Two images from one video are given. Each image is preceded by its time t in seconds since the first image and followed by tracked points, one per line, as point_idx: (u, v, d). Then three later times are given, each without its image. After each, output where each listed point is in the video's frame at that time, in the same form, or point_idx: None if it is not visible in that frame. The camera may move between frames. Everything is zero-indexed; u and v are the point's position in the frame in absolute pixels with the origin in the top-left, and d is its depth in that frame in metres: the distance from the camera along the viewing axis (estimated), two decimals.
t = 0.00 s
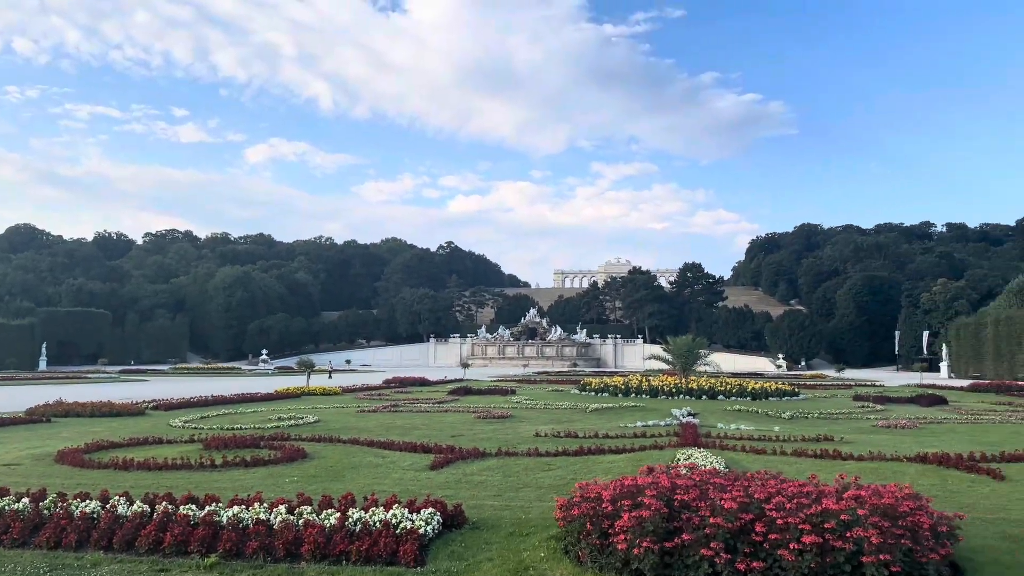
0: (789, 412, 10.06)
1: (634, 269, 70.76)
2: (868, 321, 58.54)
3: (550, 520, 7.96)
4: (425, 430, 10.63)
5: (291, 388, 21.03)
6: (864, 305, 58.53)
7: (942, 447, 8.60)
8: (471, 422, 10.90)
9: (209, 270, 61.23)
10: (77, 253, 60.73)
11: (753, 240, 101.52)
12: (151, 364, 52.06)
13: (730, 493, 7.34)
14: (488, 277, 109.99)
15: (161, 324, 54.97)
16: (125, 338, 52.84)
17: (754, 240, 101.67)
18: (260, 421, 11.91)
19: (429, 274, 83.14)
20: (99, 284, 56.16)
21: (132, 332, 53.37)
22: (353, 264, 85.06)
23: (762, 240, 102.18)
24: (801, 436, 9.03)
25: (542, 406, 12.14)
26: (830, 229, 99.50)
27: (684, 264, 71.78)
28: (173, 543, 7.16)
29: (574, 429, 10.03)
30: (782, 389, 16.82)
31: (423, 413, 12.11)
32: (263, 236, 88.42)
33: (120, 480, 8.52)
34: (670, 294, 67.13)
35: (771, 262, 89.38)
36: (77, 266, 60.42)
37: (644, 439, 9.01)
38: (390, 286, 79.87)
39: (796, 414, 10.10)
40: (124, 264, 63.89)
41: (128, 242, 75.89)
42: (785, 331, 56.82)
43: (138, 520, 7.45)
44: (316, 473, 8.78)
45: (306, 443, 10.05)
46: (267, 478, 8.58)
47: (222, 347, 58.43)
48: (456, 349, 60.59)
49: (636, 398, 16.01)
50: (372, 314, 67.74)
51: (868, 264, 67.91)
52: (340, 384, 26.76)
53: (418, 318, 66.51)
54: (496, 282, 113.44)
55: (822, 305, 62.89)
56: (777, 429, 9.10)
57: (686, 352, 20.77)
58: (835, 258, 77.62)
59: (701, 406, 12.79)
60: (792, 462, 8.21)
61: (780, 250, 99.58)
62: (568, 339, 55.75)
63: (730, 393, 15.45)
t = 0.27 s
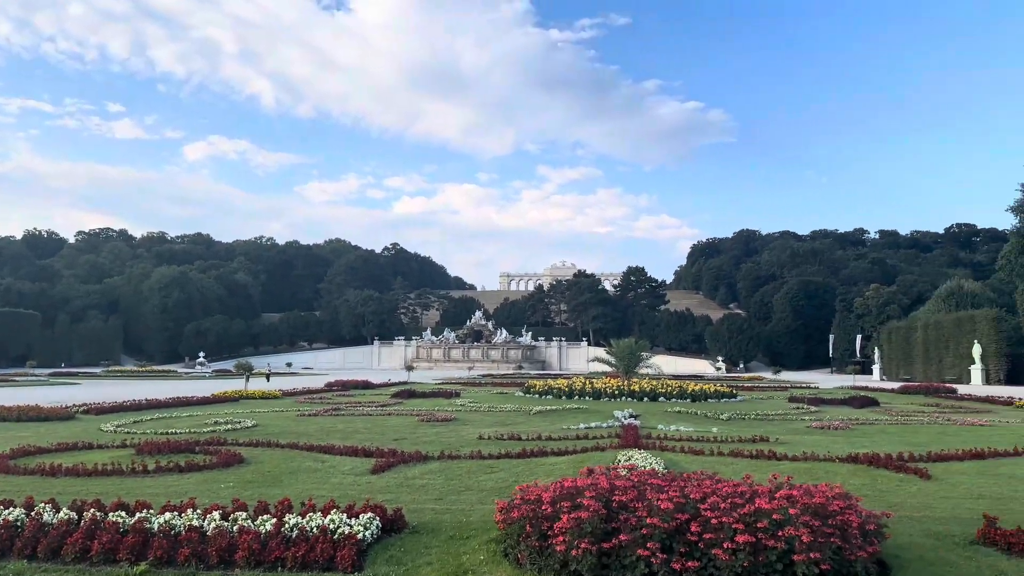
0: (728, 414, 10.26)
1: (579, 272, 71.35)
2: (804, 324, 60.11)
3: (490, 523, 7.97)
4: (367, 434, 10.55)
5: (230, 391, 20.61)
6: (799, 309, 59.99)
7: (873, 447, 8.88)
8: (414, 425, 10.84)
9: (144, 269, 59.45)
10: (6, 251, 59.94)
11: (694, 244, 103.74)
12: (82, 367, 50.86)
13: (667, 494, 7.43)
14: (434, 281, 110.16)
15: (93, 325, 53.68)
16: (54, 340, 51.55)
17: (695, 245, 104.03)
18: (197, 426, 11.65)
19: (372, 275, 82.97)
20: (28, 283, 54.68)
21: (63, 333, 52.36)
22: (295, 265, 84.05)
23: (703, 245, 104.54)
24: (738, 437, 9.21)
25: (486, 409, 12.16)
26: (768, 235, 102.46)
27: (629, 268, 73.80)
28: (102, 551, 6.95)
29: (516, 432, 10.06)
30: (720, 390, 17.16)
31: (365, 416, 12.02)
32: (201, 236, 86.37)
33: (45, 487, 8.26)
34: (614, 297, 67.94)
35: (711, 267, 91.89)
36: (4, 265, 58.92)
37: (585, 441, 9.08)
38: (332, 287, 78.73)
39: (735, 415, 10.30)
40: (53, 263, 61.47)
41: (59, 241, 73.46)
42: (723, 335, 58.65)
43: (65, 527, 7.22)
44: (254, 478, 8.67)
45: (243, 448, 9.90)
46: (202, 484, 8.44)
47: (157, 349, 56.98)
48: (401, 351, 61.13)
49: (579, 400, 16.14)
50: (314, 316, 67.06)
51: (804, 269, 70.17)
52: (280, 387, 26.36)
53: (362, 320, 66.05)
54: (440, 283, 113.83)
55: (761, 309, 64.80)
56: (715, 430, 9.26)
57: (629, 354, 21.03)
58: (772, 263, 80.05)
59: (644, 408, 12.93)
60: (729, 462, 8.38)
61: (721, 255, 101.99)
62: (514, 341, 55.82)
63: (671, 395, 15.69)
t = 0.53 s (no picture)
0: (670, 413, 10.43)
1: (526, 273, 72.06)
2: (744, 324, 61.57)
3: (433, 524, 7.93)
4: (309, 436, 10.40)
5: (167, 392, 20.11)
6: (740, 310, 61.38)
7: (810, 445, 9.12)
8: (358, 427, 10.72)
9: (77, 267, 57.64)
10: None
11: (638, 246, 105.72)
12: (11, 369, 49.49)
13: (608, 492, 7.48)
14: (380, 281, 109.79)
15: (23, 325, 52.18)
16: None
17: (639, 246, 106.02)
18: (131, 428, 11.33)
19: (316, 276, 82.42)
20: None
21: None
22: (235, 264, 82.65)
23: (646, 247, 106.60)
24: (679, 435, 9.36)
25: (431, 409, 12.10)
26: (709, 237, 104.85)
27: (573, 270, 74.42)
28: (29, 558, 6.72)
29: (461, 433, 10.05)
30: (663, 389, 17.43)
31: (308, 417, 11.86)
32: (137, 232, 84.09)
33: None
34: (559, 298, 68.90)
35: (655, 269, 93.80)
36: None
37: (529, 440, 9.12)
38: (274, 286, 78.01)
39: (676, 414, 10.45)
40: None
41: None
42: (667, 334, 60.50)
43: None
44: (190, 482, 8.50)
45: (180, 451, 9.70)
46: (135, 488, 8.24)
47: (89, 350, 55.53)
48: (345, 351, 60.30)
49: (524, 400, 16.20)
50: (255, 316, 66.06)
51: (744, 270, 72.25)
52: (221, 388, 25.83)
53: (305, 320, 65.52)
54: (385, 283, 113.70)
55: (701, 310, 66.42)
56: (657, 429, 9.40)
57: (574, 354, 21.21)
58: (713, 264, 81.89)
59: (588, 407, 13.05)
60: (669, 460, 8.51)
61: (665, 256, 103.85)
62: (460, 342, 55.83)
63: (614, 394, 15.87)
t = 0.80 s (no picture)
0: (613, 410, 10.56)
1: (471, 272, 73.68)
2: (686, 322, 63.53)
3: (375, 525, 7.85)
4: (249, 437, 10.21)
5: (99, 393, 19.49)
6: (682, 309, 63.52)
7: (747, 440, 9.35)
8: (299, 427, 10.56)
9: (5, 263, 55.47)
10: None
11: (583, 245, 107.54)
12: None
13: (550, 491, 7.50)
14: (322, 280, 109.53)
15: None
16: None
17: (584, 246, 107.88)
18: (61, 430, 10.94)
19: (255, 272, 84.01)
20: None
21: None
22: (173, 260, 80.69)
23: (591, 247, 108.29)
24: (622, 432, 9.47)
25: (375, 409, 12.00)
26: (652, 237, 106.84)
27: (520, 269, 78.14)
28: None
29: (405, 432, 9.99)
30: (607, 387, 17.67)
31: (248, 418, 11.63)
32: (70, 229, 81.38)
33: None
34: (506, 297, 69.92)
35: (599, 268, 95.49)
36: None
37: (474, 439, 9.12)
38: (213, 285, 76.50)
39: (619, 411, 10.58)
40: None
41: None
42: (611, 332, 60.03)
43: None
44: (124, 485, 8.25)
45: (113, 453, 9.41)
46: (65, 491, 7.96)
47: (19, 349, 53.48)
48: (287, 351, 59.46)
49: (470, 399, 16.22)
50: (192, 314, 64.55)
51: (686, 270, 74.04)
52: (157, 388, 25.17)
53: (245, 318, 64.26)
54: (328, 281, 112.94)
55: (644, 309, 68.61)
56: (601, 426, 9.50)
57: (519, 353, 21.39)
58: (656, 264, 83.09)
59: (533, 405, 13.13)
60: (612, 457, 8.62)
61: (608, 256, 105.58)
62: (405, 341, 55.77)
63: (560, 392, 16.00)
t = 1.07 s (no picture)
0: (557, 407, 10.61)
1: (416, 269, 74.51)
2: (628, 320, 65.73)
3: (315, 526, 7.72)
4: (186, 438, 9.95)
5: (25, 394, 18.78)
6: (625, 306, 65.75)
7: (687, 436, 9.50)
8: (237, 427, 10.34)
9: None
10: None
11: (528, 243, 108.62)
12: None
13: (492, 488, 7.42)
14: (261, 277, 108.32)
15: None
16: None
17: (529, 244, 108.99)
18: None
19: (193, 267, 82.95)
20: None
21: None
22: (106, 256, 78.36)
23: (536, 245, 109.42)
24: (565, 428, 9.52)
25: (316, 408, 11.83)
26: (596, 235, 108.29)
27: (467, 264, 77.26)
28: None
29: (347, 431, 9.88)
30: (551, 384, 17.82)
31: (184, 418, 11.34)
32: None
33: None
34: (451, 294, 71.34)
35: (544, 266, 96.32)
36: None
37: (417, 437, 9.07)
38: (149, 281, 74.58)
39: (563, 408, 10.64)
40: None
41: None
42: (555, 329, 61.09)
43: None
44: (52, 488, 7.95)
45: (42, 455, 9.06)
46: None
47: None
48: (225, 349, 58.39)
49: (413, 397, 16.16)
50: (126, 311, 62.87)
51: (630, 268, 75.61)
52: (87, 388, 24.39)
53: (181, 316, 62.83)
54: (269, 279, 111.50)
55: (588, 306, 70.72)
56: (544, 423, 9.55)
57: (465, 350, 21.48)
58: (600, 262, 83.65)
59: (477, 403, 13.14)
60: (555, 454, 8.66)
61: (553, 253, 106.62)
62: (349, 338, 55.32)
63: (505, 389, 16.08)
